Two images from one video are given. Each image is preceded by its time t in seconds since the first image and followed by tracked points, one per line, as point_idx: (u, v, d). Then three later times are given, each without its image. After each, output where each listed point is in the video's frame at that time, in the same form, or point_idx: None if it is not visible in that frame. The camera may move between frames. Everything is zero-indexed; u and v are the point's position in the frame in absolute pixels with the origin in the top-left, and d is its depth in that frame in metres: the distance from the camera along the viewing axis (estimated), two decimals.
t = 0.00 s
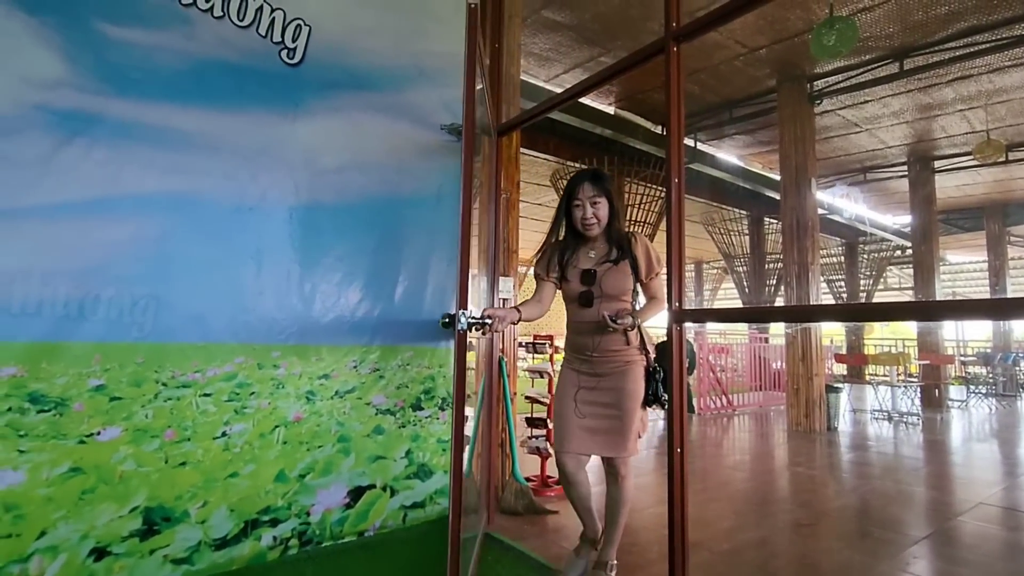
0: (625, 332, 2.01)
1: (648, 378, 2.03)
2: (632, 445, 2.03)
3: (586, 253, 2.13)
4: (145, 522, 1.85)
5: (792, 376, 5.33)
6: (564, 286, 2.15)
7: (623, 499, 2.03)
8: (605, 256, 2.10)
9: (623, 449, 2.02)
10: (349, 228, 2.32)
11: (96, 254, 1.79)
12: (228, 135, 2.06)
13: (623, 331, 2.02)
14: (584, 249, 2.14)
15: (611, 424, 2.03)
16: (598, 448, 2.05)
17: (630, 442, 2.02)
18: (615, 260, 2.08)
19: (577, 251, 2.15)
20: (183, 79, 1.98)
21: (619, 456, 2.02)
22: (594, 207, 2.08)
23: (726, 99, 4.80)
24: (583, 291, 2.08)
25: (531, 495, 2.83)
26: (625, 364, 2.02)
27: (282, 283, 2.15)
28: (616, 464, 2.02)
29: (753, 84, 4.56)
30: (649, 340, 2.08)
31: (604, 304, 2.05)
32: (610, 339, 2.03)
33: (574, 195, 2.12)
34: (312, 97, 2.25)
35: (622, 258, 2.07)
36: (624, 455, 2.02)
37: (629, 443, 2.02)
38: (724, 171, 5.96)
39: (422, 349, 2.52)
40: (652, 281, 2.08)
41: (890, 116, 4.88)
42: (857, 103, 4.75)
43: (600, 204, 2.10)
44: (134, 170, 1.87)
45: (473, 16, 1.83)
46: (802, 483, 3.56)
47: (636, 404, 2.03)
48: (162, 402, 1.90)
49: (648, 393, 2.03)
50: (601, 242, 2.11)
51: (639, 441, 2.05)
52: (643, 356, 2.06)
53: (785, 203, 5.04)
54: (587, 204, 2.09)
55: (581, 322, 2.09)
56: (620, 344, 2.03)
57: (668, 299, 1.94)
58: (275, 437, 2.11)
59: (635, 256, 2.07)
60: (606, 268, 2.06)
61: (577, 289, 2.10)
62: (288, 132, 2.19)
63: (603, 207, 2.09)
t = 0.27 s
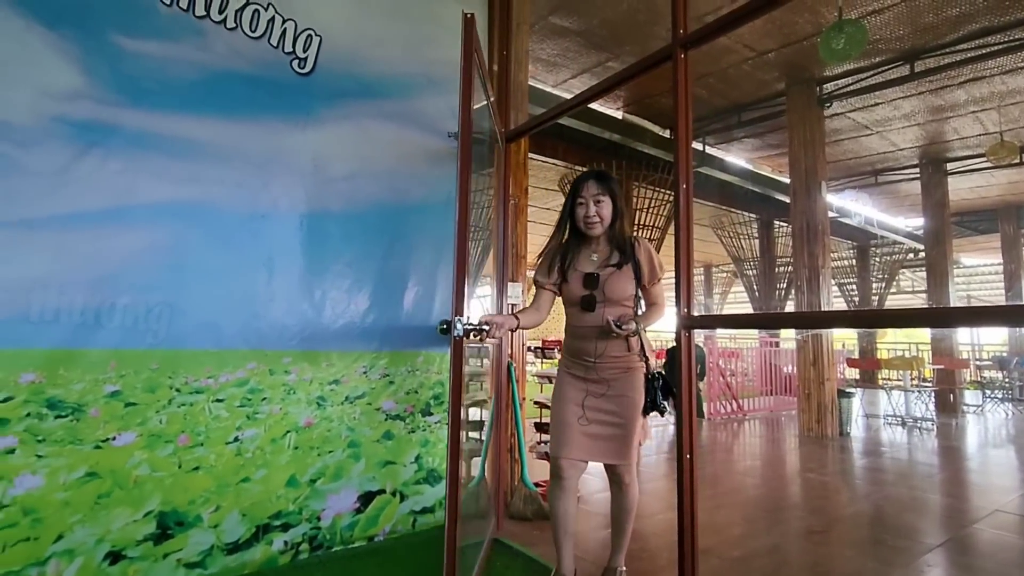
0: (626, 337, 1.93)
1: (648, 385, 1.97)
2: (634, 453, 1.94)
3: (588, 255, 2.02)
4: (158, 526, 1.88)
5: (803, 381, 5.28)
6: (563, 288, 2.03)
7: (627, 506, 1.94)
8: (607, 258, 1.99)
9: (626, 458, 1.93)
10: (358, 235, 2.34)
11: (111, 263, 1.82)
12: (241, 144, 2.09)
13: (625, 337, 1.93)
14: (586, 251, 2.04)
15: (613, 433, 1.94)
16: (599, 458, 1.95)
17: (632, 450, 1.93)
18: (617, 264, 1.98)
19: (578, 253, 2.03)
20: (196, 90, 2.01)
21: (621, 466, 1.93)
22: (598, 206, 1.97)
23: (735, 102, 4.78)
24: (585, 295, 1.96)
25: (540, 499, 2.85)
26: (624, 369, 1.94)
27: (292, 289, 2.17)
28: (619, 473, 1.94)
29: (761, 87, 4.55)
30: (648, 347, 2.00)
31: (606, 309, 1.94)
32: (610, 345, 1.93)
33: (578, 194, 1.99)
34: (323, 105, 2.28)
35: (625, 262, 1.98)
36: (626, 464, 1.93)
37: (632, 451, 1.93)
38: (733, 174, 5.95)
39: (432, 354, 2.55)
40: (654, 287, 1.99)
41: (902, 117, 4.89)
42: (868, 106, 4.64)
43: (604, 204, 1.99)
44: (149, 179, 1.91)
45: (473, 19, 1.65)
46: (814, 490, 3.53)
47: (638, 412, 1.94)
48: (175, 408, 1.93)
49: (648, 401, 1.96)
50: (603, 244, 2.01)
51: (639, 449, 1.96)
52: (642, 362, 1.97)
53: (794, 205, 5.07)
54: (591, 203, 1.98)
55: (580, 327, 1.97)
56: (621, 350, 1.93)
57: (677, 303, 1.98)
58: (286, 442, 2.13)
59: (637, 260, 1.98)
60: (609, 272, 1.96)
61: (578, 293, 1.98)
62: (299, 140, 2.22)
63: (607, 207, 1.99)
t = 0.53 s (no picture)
0: (627, 342, 1.87)
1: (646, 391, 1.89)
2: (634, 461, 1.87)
3: (588, 259, 1.97)
4: (168, 529, 1.89)
5: (811, 386, 5.04)
6: (562, 292, 1.96)
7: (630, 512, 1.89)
8: (607, 262, 1.94)
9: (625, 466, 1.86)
10: (365, 240, 2.36)
11: (121, 269, 1.84)
12: (249, 151, 2.11)
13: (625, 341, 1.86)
14: (586, 253, 1.98)
15: (611, 440, 1.86)
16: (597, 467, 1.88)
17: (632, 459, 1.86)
18: (617, 268, 1.93)
19: (577, 256, 1.98)
20: (206, 97, 2.04)
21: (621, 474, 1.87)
22: (598, 208, 1.91)
23: (741, 105, 4.77)
24: (585, 299, 1.90)
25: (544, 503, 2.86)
26: (624, 376, 1.86)
27: (299, 294, 2.19)
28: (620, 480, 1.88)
29: (768, 90, 4.54)
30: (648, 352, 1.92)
31: (607, 313, 1.88)
32: (611, 351, 1.85)
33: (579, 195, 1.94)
34: (330, 111, 2.30)
35: (625, 266, 1.93)
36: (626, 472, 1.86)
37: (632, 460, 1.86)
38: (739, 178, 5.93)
39: (438, 358, 2.56)
40: (653, 292, 1.95)
41: (909, 120, 4.83)
42: (875, 108, 4.66)
43: (604, 206, 1.93)
44: (159, 186, 1.93)
45: (469, 27, 1.69)
46: (824, 494, 3.51)
47: (636, 419, 1.87)
48: (185, 412, 1.95)
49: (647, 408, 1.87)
50: (603, 248, 1.96)
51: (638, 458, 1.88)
52: (642, 368, 1.90)
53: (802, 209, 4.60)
54: (591, 205, 1.92)
55: (579, 332, 1.90)
56: (621, 356, 1.86)
57: (682, 307, 2.01)
58: (294, 446, 2.15)
59: (637, 264, 1.94)
60: (609, 275, 1.91)
61: (578, 296, 1.92)
62: (307, 146, 2.24)
63: (607, 209, 1.93)
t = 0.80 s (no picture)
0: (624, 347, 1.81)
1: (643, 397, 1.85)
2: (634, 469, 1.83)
3: (584, 262, 1.93)
4: (177, 534, 1.91)
5: (819, 389, 5.06)
6: (558, 295, 1.92)
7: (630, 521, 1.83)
8: (604, 265, 1.90)
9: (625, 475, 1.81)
10: (371, 246, 2.37)
11: (130, 276, 1.86)
12: (256, 158, 2.13)
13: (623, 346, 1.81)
14: (583, 257, 1.95)
15: (610, 450, 1.81)
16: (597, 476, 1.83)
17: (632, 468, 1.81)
18: (615, 271, 1.89)
19: (574, 259, 1.95)
20: (215, 105, 2.06)
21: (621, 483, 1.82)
22: (595, 210, 1.88)
23: (746, 108, 4.73)
24: (581, 302, 1.86)
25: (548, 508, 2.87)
26: (621, 383, 1.81)
27: (306, 299, 2.20)
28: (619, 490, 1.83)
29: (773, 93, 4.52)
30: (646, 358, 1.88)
31: (603, 317, 1.83)
32: (608, 356, 1.81)
33: (576, 197, 1.91)
34: (337, 118, 2.33)
35: (622, 270, 1.88)
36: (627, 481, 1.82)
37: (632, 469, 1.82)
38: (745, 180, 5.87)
39: (444, 363, 2.57)
40: (651, 296, 1.91)
41: (917, 122, 4.69)
42: (883, 110, 4.54)
43: (602, 208, 1.90)
44: (168, 194, 1.95)
45: (468, 35, 1.72)
46: (833, 500, 3.48)
47: (635, 426, 1.82)
48: (193, 417, 1.97)
49: (647, 415, 1.83)
50: (601, 250, 1.92)
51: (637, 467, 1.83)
52: (639, 374, 1.85)
53: (808, 209, 4.52)
54: (588, 207, 1.89)
55: (575, 336, 1.85)
56: (619, 361, 1.81)
57: (688, 312, 2.02)
58: (301, 451, 2.16)
59: (635, 267, 1.89)
60: (606, 278, 1.86)
61: (575, 299, 1.88)
62: (314, 152, 2.26)
63: (604, 211, 1.90)
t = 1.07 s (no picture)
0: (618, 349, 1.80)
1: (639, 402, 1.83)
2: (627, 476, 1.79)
3: (578, 264, 1.92)
4: (184, 539, 1.92)
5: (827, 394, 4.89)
6: (552, 297, 1.90)
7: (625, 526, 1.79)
8: (599, 267, 1.89)
9: (619, 483, 1.78)
10: (377, 251, 2.39)
11: (139, 282, 1.88)
12: (263, 165, 2.15)
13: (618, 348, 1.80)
14: (576, 259, 1.94)
15: (604, 458, 1.78)
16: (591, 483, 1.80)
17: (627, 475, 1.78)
18: (609, 272, 1.88)
19: (568, 261, 1.94)
20: (222, 112, 2.09)
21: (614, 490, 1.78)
22: (590, 211, 1.88)
23: (752, 111, 4.64)
24: (575, 303, 1.84)
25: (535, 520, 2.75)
26: (615, 387, 1.78)
27: (313, 304, 2.22)
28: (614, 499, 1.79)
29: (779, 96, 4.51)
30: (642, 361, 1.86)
31: (598, 317, 1.81)
32: (603, 359, 1.79)
33: (571, 198, 1.91)
34: (343, 125, 2.34)
35: (617, 271, 1.88)
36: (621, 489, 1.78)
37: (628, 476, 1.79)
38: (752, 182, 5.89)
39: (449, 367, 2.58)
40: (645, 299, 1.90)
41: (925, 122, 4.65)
42: (890, 112, 4.51)
43: (597, 209, 1.90)
44: (177, 201, 1.97)
45: (468, 44, 1.76)
46: (842, 505, 3.45)
47: (631, 433, 1.80)
48: (201, 422, 1.98)
49: (647, 420, 1.81)
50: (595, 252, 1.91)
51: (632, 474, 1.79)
52: (634, 379, 1.83)
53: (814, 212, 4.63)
54: (583, 208, 1.89)
55: (569, 339, 1.84)
56: (613, 364, 1.79)
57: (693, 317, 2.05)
58: (307, 456, 2.17)
59: (629, 269, 1.88)
60: (600, 279, 1.85)
61: (568, 301, 1.86)
62: (320, 159, 2.28)
63: (599, 213, 1.90)
